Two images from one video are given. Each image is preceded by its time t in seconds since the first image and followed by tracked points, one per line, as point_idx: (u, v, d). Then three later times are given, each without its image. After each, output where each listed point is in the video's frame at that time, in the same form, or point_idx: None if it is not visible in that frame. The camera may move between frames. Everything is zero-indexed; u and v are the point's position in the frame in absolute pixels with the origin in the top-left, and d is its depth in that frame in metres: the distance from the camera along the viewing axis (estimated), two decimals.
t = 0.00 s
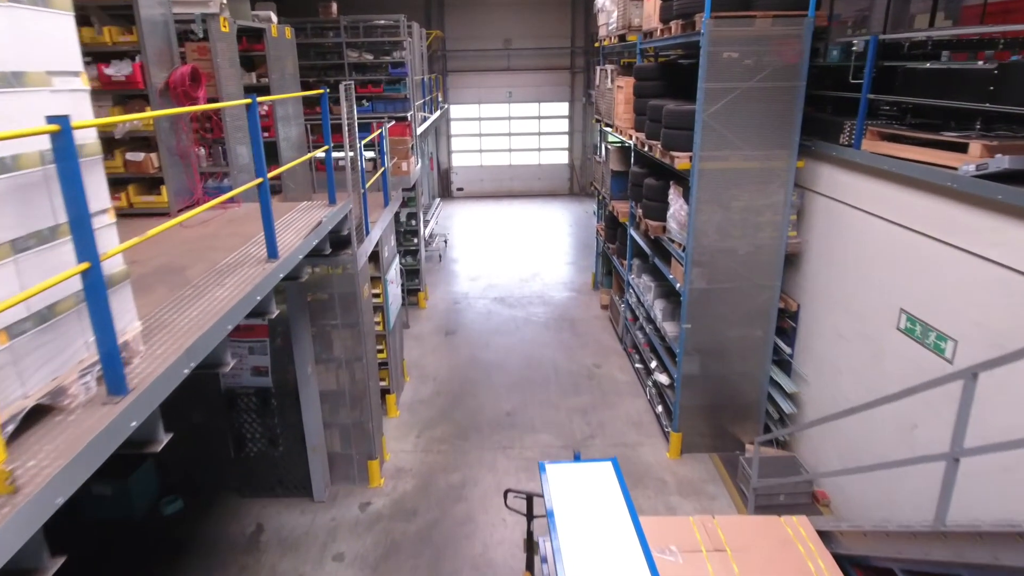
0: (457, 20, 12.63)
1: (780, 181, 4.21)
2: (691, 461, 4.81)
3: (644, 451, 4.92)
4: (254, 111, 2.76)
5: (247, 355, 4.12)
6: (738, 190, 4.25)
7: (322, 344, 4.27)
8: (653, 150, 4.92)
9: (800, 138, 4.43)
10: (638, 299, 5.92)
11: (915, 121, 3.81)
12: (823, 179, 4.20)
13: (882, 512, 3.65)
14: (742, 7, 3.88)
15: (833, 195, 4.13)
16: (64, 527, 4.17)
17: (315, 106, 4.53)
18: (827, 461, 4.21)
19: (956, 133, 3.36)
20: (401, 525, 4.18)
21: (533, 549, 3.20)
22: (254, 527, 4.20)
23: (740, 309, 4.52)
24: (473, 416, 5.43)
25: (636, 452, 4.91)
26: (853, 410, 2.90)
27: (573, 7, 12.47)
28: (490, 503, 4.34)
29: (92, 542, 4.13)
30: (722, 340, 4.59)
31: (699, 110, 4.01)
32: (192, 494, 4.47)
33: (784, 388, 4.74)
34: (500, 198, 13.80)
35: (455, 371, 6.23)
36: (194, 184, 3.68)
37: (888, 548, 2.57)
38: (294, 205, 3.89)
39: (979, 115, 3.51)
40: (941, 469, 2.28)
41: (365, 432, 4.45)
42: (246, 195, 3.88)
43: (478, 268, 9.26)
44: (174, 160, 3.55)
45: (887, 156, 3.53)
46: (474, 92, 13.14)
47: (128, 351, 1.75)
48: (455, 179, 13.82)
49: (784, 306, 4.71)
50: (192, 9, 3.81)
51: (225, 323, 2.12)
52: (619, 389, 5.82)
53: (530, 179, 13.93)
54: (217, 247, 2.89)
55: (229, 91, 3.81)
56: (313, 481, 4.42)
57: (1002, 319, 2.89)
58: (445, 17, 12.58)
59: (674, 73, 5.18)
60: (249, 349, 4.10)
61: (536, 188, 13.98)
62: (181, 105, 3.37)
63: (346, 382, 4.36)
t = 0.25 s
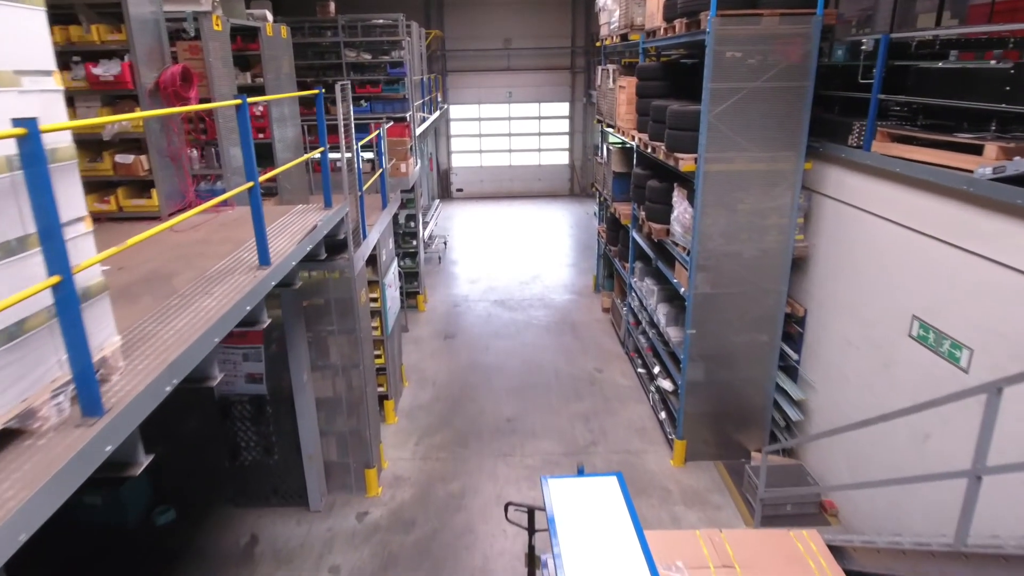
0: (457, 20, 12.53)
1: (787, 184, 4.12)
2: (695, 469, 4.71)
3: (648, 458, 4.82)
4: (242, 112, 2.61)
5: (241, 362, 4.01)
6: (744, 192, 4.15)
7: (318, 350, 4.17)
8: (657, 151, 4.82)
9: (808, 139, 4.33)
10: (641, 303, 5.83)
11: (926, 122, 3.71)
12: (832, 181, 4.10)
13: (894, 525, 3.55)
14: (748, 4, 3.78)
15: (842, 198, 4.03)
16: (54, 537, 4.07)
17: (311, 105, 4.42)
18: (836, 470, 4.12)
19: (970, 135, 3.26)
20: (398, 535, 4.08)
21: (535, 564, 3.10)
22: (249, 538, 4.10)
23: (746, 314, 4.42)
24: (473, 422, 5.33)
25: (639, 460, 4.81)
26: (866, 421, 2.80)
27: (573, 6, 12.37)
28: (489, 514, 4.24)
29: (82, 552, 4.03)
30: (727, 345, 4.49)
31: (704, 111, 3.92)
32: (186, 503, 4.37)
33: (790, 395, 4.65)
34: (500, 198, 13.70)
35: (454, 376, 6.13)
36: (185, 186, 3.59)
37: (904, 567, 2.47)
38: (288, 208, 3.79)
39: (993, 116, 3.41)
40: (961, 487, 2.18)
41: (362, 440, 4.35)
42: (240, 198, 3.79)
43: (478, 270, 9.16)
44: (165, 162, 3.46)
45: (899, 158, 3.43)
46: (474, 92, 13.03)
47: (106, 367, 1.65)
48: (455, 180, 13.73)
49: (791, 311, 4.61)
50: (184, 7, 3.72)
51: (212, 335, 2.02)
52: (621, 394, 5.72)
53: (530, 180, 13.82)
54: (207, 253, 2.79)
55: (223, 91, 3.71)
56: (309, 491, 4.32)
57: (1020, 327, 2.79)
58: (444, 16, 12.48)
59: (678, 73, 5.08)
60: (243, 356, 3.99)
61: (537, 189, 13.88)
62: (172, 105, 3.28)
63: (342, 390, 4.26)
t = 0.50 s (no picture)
0: (456, 19, 12.43)
1: (795, 186, 4.01)
2: (700, 478, 4.61)
3: (651, 466, 4.72)
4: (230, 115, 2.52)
5: (235, 369, 3.78)
6: (750, 195, 4.05)
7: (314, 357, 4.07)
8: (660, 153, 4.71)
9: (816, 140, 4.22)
10: (643, 306, 5.72)
11: (939, 123, 3.60)
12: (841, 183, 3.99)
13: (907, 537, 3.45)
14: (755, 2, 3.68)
15: (851, 200, 3.92)
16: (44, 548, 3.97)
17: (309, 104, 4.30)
18: (846, 480, 4.01)
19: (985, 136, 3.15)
20: (396, 547, 3.98)
21: None
22: (243, 549, 4.00)
23: (752, 319, 4.32)
24: (473, 429, 5.23)
25: (642, 468, 4.70)
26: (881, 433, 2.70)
27: (573, 6, 12.28)
28: (490, 524, 4.14)
29: (72, 563, 3.94)
30: (733, 351, 4.39)
31: (710, 112, 3.82)
32: (179, 513, 4.26)
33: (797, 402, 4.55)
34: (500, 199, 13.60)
35: (454, 381, 6.03)
36: (176, 190, 3.49)
37: None
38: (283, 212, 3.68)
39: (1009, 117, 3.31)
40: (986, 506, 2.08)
41: (359, 449, 4.25)
42: (232, 202, 3.69)
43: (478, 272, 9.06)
44: (155, 165, 3.36)
45: (911, 160, 3.33)
46: (474, 92, 12.92)
47: (81, 387, 1.55)
48: (455, 180, 13.63)
49: (798, 317, 4.51)
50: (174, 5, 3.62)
51: (198, 349, 1.91)
52: (624, 400, 5.62)
53: (530, 181, 13.71)
54: (197, 259, 2.69)
55: (215, 91, 3.61)
56: (305, 501, 4.21)
57: None
58: (444, 16, 12.38)
59: (681, 73, 4.98)
60: (237, 362, 3.76)
61: (537, 190, 13.77)
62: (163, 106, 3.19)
63: (339, 397, 4.16)
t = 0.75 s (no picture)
0: (456, 19, 12.33)
1: (803, 189, 3.91)
2: (705, 487, 4.51)
3: (655, 475, 4.62)
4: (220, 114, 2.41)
5: (228, 377, 3.70)
6: (757, 198, 3.94)
7: (310, 364, 3.97)
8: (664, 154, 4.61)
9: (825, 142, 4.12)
10: (646, 311, 5.62)
11: (952, 125, 3.50)
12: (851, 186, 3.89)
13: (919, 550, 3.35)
14: None
15: (862, 203, 3.82)
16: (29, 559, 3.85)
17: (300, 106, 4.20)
18: (855, 490, 3.91)
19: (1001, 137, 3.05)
20: (394, 559, 3.87)
21: None
22: (237, 561, 3.90)
23: (759, 325, 4.21)
24: (473, 436, 5.13)
25: (646, 476, 4.60)
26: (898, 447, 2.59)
27: (574, 5, 12.18)
28: (489, 535, 4.04)
29: None
30: (739, 358, 4.29)
31: (716, 112, 3.72)
32: (171, 524, 4.17)
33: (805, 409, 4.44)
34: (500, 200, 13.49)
35: (453, 386, 5.92)
36: (167, 193, 3.39)
37: None
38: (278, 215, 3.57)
39: None
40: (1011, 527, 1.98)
41: (356, 458, 4.15)
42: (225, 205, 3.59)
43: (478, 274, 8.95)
44: (145, 167, 3.26)
45: (925, 162, 3.23)
46: (474, 92, 12.81)
47: (52, 409, 1.45)
48: (455, 181, 13.52)
49: (806, 322, 4.40)
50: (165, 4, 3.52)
51: (181, 364, 1.81)
52: (626, 406, 5.52)
53: (531, 182, 13.61)
54: (186, 265, 2.58)
55: (207, 91, 3.51)
56: (299, 511, 4.11)
57: None
58: (443, 15, 12.28)
59: (686, 73, 4.87)
60: (230, 370, 3.67)
61: (537, 190, 13.67)
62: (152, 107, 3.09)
63: (335, 405, 4.06)
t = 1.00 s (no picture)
0: (455, 18, 12.23)
1: (811, 192, 3.81)
2: (710, 496, 4.40)
3: (658, 484, 4.52)
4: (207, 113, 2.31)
5: (221, 386, 3.57)
6: (765, 201, 3.84)
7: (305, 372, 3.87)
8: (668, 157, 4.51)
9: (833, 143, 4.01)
10: (649, 315, 5.52)
11: (966, 126, 3.39)
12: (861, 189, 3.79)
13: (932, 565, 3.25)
14: None
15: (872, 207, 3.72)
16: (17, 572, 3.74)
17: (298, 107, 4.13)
18: (865, 502, 3.80)
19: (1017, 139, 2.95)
20: (391, 571, 3.77)
21: None
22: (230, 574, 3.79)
23: (766, 331, 4.11)
24: (472, 443, 5.03)
25: (649, 486, 4.50)
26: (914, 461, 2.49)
27: (574, 4, 12.08)
28: (489, 547, 3.94)
29: None
30: (745, 364, 4.18)
31: (722, 113, 3.61)
32: (162, 537, 4.06)
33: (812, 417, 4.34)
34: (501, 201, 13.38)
35: (453, 392, 5.82)
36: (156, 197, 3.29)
37: None
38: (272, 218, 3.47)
39: None
40: None
41: (352, 468, 4.04)
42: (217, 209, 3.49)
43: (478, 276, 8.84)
44: (133, 170, 3.16)
45: (937, 165, 3.13)
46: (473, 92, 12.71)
47: (19, 434, 1.34)
48: (454, 182, 13.42)
49: (814, 329, 4.30)
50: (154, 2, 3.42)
51: (163, 381, 1.71)
52: (629, 412, 5.41)
53: (531, 182, 13.50)
54: (172, 273, 2.48)
55: (198, 91, 3.40)
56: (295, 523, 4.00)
57: None
58: (443, 15, 12.18)
59: (690, 73, 4.77)
60: (223, 378, 3.54)
61: (538, 191, 13.56)
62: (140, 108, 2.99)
63: (331, 413, 3.96)
